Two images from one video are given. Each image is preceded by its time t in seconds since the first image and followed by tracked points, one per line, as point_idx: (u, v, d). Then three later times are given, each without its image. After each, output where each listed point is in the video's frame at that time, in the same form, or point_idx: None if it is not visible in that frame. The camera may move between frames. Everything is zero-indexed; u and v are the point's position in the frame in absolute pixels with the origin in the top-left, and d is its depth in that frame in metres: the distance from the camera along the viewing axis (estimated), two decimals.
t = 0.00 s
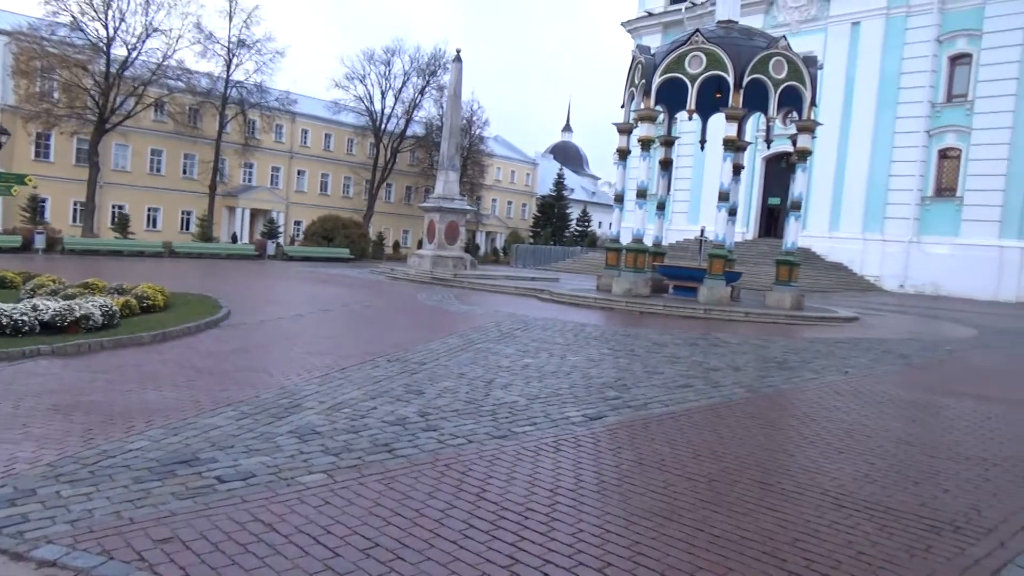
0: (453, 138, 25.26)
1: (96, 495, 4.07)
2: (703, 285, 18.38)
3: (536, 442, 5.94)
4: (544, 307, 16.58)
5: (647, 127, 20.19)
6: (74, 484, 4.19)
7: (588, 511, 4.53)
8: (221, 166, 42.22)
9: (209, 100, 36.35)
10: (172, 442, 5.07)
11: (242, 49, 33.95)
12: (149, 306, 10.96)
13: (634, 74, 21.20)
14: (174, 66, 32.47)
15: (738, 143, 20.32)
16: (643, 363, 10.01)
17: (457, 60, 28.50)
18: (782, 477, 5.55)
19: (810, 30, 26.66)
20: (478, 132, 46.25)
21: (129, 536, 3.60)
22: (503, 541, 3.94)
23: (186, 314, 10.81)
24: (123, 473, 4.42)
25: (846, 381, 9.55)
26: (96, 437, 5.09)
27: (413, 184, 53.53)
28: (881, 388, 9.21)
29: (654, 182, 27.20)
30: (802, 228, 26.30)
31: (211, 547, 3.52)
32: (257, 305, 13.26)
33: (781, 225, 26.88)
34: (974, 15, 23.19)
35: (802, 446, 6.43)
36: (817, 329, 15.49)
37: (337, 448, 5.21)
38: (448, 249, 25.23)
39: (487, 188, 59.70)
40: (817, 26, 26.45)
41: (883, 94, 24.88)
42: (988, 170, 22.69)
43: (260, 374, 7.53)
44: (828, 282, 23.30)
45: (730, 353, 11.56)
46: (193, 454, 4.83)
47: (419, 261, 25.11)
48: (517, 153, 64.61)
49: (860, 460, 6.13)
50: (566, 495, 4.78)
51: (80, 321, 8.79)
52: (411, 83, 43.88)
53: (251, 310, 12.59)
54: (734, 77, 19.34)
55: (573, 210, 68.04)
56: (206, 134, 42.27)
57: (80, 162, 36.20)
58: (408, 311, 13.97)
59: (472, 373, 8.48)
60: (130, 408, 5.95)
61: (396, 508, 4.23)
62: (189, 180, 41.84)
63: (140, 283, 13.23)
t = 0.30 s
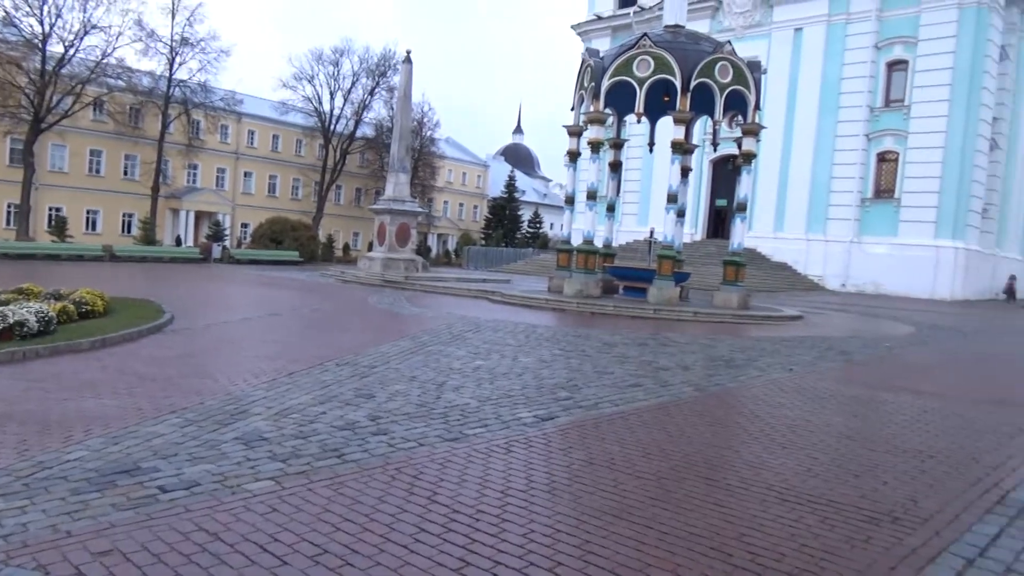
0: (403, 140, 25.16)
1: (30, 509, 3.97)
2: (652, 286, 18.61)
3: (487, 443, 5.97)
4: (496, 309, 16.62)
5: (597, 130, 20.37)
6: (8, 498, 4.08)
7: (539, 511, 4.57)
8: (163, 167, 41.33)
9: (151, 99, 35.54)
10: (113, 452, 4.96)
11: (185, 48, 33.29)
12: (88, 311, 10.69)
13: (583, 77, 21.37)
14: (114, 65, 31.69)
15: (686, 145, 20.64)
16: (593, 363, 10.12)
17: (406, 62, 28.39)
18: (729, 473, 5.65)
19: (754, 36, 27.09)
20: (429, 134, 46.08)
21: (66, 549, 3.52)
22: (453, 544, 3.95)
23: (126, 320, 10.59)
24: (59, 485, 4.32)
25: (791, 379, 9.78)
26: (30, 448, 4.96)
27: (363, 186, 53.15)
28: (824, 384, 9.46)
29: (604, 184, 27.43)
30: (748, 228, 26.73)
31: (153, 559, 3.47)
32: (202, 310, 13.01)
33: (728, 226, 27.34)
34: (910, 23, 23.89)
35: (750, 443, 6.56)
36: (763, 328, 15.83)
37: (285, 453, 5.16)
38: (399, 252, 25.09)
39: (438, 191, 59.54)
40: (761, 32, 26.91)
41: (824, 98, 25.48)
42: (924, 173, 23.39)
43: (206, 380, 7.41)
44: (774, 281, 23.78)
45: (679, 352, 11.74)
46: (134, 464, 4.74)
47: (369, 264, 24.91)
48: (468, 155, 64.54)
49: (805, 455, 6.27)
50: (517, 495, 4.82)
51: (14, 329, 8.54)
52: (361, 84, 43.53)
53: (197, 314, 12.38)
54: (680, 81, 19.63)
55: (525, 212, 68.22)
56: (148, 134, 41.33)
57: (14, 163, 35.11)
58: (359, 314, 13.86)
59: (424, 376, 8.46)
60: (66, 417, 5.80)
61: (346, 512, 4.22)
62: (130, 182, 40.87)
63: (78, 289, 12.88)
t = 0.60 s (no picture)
0: (343, 144, 24.96)
1: None
2: (594, 289, 18.82)
3: (430, 449, 5.97)
4: (439, 314, 16.60)
5: (538, 134, 20.52)
6: None
7: (482, 515, 4.59)
8: (92, 170, 40.15)
9: (78, 100, 34.47)
10: (37, 467, 4.81)
11: (114, 46, 32.43)
12: (9, 320, 10.33)
13: (524, 82, 21.49)
14: (38, 63, 30.67)
15: (625, 150, 20.93)
16: (536, 367, 10.18)
17: (346, 64, 28.16)
18: (668, 473, 5.76)
19: (692, 43, 27.51)
20: (370, 137, 45.72)
21: None
22: (396, 551, 3.94)
23: (52, 328, 10.26)
24: None
25: (728, 379, 10.01)
26: None
27: (302, 190, 52.49)
28: (761, 384, 9.70)
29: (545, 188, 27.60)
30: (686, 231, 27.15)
31: None
32: (135, 318, 12.68)
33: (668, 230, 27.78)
34: (838, 33, 24.62)
35: (689, 443, 6.70)
36: (702, 329, 16.15)
37: (221, 464, 5.08)
38: (340, 256, 24.85)
39: (380, 195, 59.14)
40: (699, 39, 27.35)
41: (758, 105, 26.07)
42: (853, 178, 24.14)
43: (139, 390, 7.22)
44: (712, 284, 24.25)
45: (620, 354, 11.90)
46: (60, 479, 4.61)
47: (310, 269, 24.62)
48: (410, 159, 64.27)
49: (742, 453, 6.42)
50: (460, 500, 4.83)
51: None
52: (299, 86, 43.00)
53: (129, 322, 12.05)
54: (620, 87, 19.86)
55: (467, 216, 68.19)
56: (75, 136, 40.09)
57: None
58: (298, 320, 13.67)
59: (365, 382, 8.40)
60: None
61: (284, 523, 4.17)
62: (57, 185, 39.60)
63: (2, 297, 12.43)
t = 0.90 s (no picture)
0: (293, 157, 24.73)
1: None
2: (546, 303, 18.90)
3: (382, 466, 5.92)
4: (390, 329, 16.49)
5: (489, 148, 20.61)
6: None
7: (435, 532, 4.57)
8: (29, 183, 39.07)
9: (14, 111, 33.54)
10: None
11: (53, 56, 31.67)
12: None
13: (475, 96, 21.56)
14: None
15: (576, 165, 21.10)
16: (489, 381, 10.17)
17: (296, 76, 27.93)
18: (620, 486, 5.80)
19: (640, 60, 27.77)
20: (320, 151, 45.32)
21: None
22: (348, 572, 3.89)
23: None
24: None
25: (679, 390, 10.12)
26: None
27: (251, 204, 51.80)
28: (711, 395, 9.83)
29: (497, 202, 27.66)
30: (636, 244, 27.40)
31: None
32: (75, 336, 12.33)
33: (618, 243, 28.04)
34: (780, 51, 25.23)
35: (641, 455, 6.75)
36: (653, 341, 16.32)
37: (164, 487, 4.96)
38: (289, 271, 24.54)
39: (331, 208, 58.66)
40: (647, 56, 27.66)
41: (705, 121, 26.53)
42: (796, 192, 24.68)
43: (78, 412, 7.02)
44: (663, 296, 24.54)
45: (572, 367, 11.96)
46: None
47: (258, 284, 24.26)
48: (361, 172, 63.90)
49: (692, 464, 6.50)
50: (412, 518, 4.80)
51: None
52: (247, 98, 42.50)
53: (69, 341, 11.71)
54: (569, 102, 20.06)
55: (419, 230, 67.94)
56: (11, 148, 39.00)
57: None
58: (246, 337, 13.44)
59: (315, 399, 8.30)
60: None
61: (232, 546, 4.09)
62: None
63: None
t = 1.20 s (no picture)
0: (251, 200, 24.56)
1: None
2: (509, 342, 18.87)
3: (343, 515, 5.79)
4: (352, 371, 16.30)
5: (449, 189, 20.71)
6: None
7: None
8: None
9: None
10: None
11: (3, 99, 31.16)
12: None
13: (435, 137, 21.68)
14: None
15: (535, 205, 21.36)
16: (452, 424, 10.06)
17: (254, 118, 27.86)
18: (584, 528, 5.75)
19: (596, 101, 28.14)
20: (279, 192, 45.05)
21: None
22: None
23: None
24: None
25: (642, 429, 10.12)
26: None
27: (208, 247, 51.18)
28: (674, 433, 9.84)
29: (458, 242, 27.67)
30: (597, 282, 27.49)
31: None
32: (23, 386, 11.95)
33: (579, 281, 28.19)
34: (732, 93, 25.83)
35: (605, 496, 6.71)
36: (616, 379, 16.35)
37: (114, 544, 4.79)
38: (247, 314, 24.19)
39: (290, 250, 58.18)
40: (603, 97, 28.03)
41: (662, 161, 26.95)
42: (752, 229, 25.10)
43: (24, 466, 6.76)
44: (625, 333, 24.65)
45: (536, 407, 11.91)
46: None
47: (215, 328, 23.86)
48: (320, 213, 63.63)
49: (656, 504, 6.48)
50: (375, 568, 4.70)
51: None
52: (205, 140, 42.20)
53: (16, 391, 11.35)
54: (528, 142, 20.29)
55: (379, 270, 67.66)
56: None
57: None
58: (203, 383, 13.15)
59: (274, 447, 8.12)
60: None
61: None
62: None
63: None
